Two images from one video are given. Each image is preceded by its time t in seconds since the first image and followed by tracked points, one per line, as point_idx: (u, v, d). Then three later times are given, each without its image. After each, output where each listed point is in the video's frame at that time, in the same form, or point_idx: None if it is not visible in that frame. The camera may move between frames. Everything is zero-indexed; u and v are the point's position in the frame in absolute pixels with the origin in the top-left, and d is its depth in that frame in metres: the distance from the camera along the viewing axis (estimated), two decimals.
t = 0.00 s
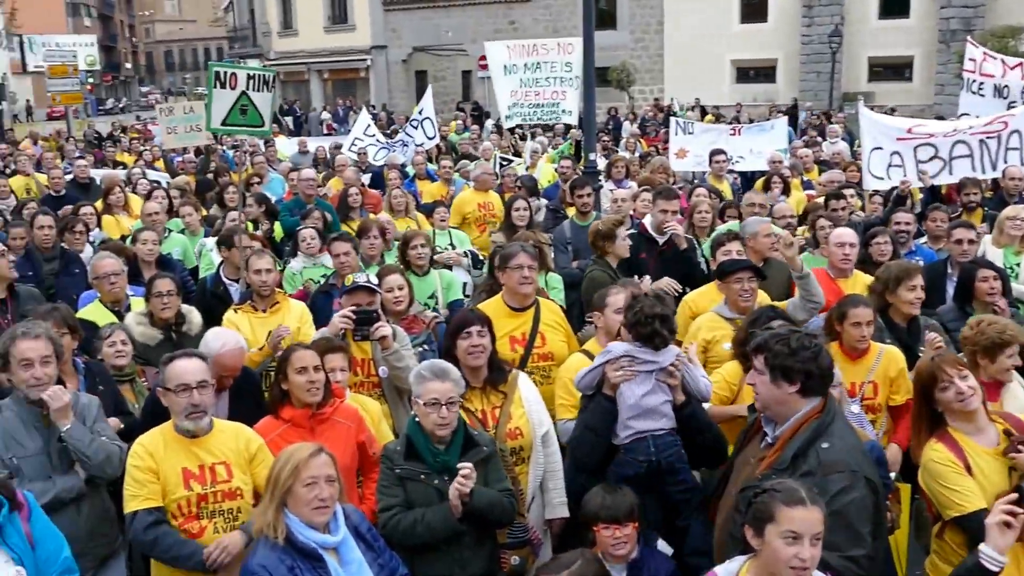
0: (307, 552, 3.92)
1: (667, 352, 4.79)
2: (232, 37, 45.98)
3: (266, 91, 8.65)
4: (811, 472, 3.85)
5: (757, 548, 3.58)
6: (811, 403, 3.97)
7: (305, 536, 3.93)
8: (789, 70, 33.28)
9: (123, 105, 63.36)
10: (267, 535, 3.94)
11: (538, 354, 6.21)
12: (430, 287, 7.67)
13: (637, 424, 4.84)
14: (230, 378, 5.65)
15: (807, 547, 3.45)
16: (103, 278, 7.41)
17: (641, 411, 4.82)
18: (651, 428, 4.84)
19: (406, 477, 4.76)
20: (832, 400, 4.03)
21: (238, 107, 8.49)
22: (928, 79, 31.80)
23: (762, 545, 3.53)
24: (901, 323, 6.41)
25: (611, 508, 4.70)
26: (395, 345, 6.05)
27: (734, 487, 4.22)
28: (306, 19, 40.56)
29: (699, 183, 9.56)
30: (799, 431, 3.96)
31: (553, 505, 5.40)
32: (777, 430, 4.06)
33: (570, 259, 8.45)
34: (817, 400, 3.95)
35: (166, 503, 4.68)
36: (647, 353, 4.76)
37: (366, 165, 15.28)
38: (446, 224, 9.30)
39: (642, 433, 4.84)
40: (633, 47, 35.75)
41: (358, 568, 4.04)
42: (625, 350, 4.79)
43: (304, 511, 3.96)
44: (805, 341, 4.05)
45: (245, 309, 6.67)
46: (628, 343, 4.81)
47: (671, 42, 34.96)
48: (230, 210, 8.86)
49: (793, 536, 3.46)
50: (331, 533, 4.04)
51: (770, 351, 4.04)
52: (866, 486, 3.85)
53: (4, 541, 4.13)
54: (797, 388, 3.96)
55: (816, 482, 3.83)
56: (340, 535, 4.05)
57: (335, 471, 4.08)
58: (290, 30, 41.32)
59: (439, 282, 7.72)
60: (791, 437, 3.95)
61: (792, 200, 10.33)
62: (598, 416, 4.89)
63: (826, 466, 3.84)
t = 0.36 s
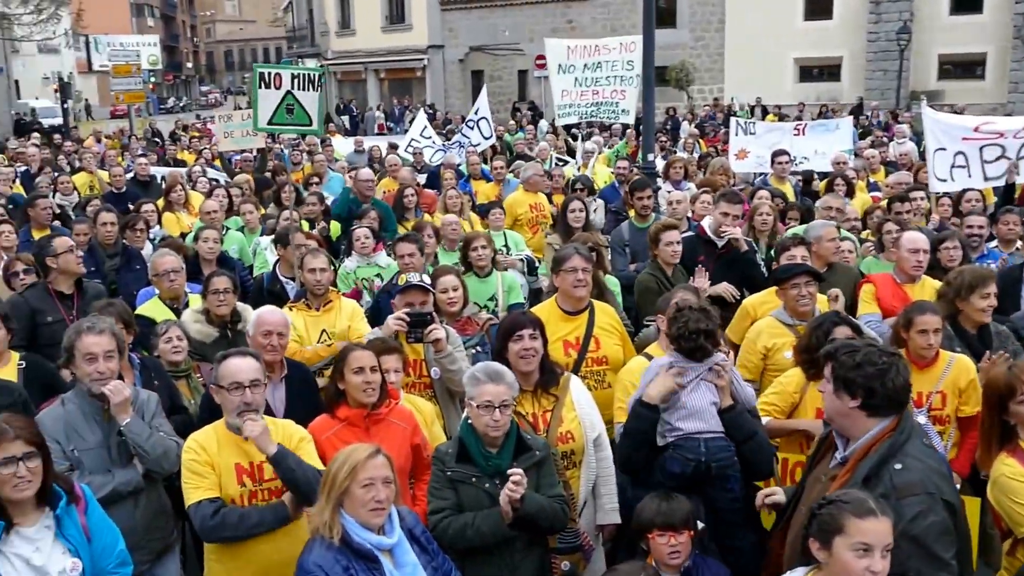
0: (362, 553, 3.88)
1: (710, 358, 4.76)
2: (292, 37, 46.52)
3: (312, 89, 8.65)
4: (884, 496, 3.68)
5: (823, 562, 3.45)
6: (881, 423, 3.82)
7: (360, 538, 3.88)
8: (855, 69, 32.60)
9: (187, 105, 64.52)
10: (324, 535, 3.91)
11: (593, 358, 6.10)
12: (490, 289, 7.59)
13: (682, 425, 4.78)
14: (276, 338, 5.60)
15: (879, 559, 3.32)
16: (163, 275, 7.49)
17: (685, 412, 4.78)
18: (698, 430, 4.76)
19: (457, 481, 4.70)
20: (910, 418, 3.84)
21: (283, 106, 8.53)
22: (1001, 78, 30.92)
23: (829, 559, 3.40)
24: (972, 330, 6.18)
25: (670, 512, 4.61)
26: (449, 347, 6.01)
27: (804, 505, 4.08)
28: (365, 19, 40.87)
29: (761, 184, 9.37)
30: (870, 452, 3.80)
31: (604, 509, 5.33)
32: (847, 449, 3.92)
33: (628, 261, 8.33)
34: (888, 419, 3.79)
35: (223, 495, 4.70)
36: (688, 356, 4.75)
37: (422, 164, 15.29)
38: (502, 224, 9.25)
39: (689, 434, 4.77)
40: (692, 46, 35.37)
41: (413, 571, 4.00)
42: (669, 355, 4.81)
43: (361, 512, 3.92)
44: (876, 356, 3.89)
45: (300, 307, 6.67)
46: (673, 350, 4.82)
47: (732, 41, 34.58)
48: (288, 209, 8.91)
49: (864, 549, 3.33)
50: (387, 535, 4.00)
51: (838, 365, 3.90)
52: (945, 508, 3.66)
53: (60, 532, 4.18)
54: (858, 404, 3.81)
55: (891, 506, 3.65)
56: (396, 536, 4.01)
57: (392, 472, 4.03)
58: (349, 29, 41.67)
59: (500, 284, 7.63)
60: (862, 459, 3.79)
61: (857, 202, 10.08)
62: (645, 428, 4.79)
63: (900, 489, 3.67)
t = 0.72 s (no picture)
0: (404, 553, 3.86)
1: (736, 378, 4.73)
2: (330, 36, 46.82)
3: (338, 87, 8.63)
4: (910, 487, 3.70)
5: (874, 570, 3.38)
6: (910, 419, 3.84)
7: (402, 537, 3.87)
8: (901, 69, 32.23)
9: (226, 103, 65.00)
10: (367, 534, 3.90)
11: (632, 360, 6.04)
12: (541, 290, 7.55)
13: (732, 450, 4.71)
14: (305, 331, 5.66)
15: (934, 563, 3.28)
16: (202, 273, 7.53)
17: (727, 437, 4.72)
18: (746, 453, 4.70)
19: (492, 482, 4.67)
20: (944, 416, 3.84)
21: (314, 105, 8.53)
22: None
23: (882, 565, 3.33)
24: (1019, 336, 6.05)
25: (703, 521, 4.57)
26: (485, 349, 5.96)
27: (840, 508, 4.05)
28: (403, 17, 40.97)
29: (804, 186, 9.26)
30: (899, 446, 3.82)
31: (644, 512, 5.28)
32: (879, 445, 3.95)
33: (667, 263, 8.27)
34: (916, 416, 3.81)
35: (260, 495, 4.70)
36: (714, 381, 4.73)
37: (461, 164, 15.29)
38: (541, 224, 9.22)
39: (738, 459, 4.71)
40: (734, 45, 35.11)
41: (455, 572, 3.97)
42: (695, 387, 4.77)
43: (404, 513, 3.90)
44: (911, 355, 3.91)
45: (337, 307, 6.67)
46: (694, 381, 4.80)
47: (774, 41, 34.26)
48: (326, 207, 8.94)
49: (921, 553, 3.28)
50: (429, 536, 3.98)
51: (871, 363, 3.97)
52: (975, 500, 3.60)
53: (100, 528, 4.21)
54: (888, 399, 3.87)
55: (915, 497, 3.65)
56: (438, 537, 3.99)
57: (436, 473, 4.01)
58: (387, 28, 41.82)
59: (552, 285, 7.59)
60: (890, 451, 3.82)
61: (902, 205, 9.94)
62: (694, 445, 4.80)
63: (926, 480, 3.66)
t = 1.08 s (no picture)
0: (425, 552, 3.81)
1: (765, 396, 4.63)
2: (350, 34, 46.88)
3: (367, 85, 8.63)
4: (912, 474, 3.74)
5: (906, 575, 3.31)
6: (910, 411, 3.90)
7: (424, 537, 3.82)
8: (926, 67, 31.91)
9: (246, 101, 65.18)
10: (388, 533, 3.85)
11: (652, 361, 5.99)
12: (563, 291, 7.50)
13: (744, 467, 4.68)
14: (315, 326, 5.77)
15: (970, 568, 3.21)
16: (222, 270, 7.52)
17: (743, 454, 4.69)
18: (759, 472, 4.68)
19: (507, 483, 4.63)
20: (942, 406, 3.90)
21: (339, 103, 8.53)
22: None
23: (915, 568, 3.27)
24: None
25: (720, 527, 4.48)
26: (502, 348, 5.93)
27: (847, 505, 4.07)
28: (423, 16, 40.97)
29: (828, 187, 9.17)
30: (900, 436, 3.88)
31: (664, 515, 5.24)
32: (881, 438, 4.01)
33: (686, 264, 8.20)
34: (915, 411, 3.87)
35: (280, 494, 4.67)
36: (737, 398, 4.65)
37: (480, 163, 15.24)
38: (561, 223, 9.17)
39: (751, 477, 4.69)
40: (758, 45, 35.07)
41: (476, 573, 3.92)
42: (718, 401, 4.70)
43: (426, 513, 3.87)
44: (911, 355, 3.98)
45: (355, 305, 6.62)
46: (720, 394, 4.72)
47: (798, 42, 34.19)
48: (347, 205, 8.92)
49: (955, 556, 3.22)
50: (450, 536, 3.94)
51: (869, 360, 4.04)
52: (978, 481, 3.64)
53: (121, 525, 4.18)
54: (890, 400, 3.95)
55: (918, 482, 3.70)
56: (459, 537, 3.94)
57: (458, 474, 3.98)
58: (406, 26, 41.83)
59: (573, 286, 7.53)
60: (891, 442, 3.87)
61: (928, 206, 9.82)
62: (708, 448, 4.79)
63: (927, 465, 3.71)
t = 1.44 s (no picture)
0: (428, 550, 3.80)
1: (783, 401, 4.60)
2: (356, 33, 46.92)
3: (370, 83, 8.63)
4: (910, 477, 3.71)
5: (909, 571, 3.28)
6: (905, 412, 3.86)
7: (427, 535, 3.81)
8: (932, 66, 31.74)
9: (253, 100, 65.21)
10: (392, 531, 3.83)
11: (656, 360, 5.96)
12: (552, 288, 7.49)
13: (752, 468, 4.64)
14: (315, 325, 5.75)
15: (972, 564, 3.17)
16: (226, 269, 7.50)
17: (753, 455, 4.64)
18: (768, 473, 4.64)
19: (508, 481, 4.60)
20: (936, 405, 3.88)
21: (342, 101, 8.50)
22: None
23: (918, 565, 3.24)
24: None
25: (727, 525, 4.41)
26: (501, 347, 5.89)
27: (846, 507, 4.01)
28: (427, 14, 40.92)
29: (834, 186, 9.12)
30: (897, 438, 3.83)
31: (665, 514, 5.21)
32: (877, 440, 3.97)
33: (690, 263, 8.17)
34: (909, 410, 3.83)
35: (284, 493, 4.65)
36: (754, 402, 4.61)
37: (484, 161, 15.18)
38: (565, 222, 9.14)
39: (759, 477, 4.64)
40: (763, 44, 34.96)
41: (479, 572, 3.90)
42: (733, 402, 4.66)
43: (430, 511, 3.84)
44: (895, 351, 3.93)
45: (358, 304, 6.59)
46: (736, 396, 4.66)
47: (804, 40, 34.05)
48: (350, 204, 8.90)
49: (958, 554, 3.18)
50: (453, 534, 3.92)
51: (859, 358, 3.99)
52: (973, 485, 3.63)
53: (125, 522, 4.17)
54: (881, 398, 3.89)
55: (916, 485, 3.67)
56: (462, 536, 3.92)
57: (460, 472, 3.95)
58: (412, 25, 41.77)
59: (563, 282, 7.51)
60: (889, 444, 3.84)
61: (935, 206, 9.77)
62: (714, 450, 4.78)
63: (924, 468, 3.68)
